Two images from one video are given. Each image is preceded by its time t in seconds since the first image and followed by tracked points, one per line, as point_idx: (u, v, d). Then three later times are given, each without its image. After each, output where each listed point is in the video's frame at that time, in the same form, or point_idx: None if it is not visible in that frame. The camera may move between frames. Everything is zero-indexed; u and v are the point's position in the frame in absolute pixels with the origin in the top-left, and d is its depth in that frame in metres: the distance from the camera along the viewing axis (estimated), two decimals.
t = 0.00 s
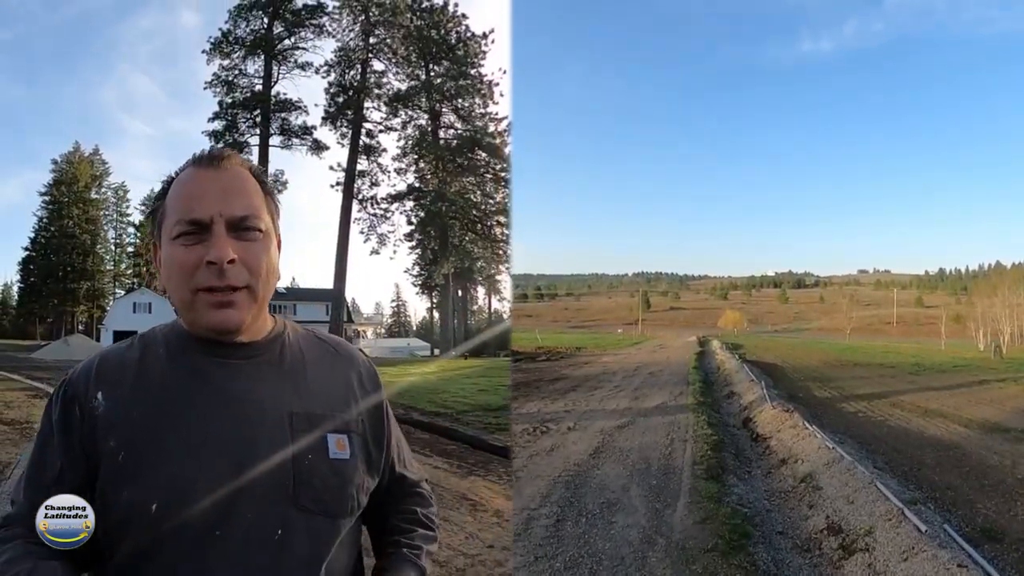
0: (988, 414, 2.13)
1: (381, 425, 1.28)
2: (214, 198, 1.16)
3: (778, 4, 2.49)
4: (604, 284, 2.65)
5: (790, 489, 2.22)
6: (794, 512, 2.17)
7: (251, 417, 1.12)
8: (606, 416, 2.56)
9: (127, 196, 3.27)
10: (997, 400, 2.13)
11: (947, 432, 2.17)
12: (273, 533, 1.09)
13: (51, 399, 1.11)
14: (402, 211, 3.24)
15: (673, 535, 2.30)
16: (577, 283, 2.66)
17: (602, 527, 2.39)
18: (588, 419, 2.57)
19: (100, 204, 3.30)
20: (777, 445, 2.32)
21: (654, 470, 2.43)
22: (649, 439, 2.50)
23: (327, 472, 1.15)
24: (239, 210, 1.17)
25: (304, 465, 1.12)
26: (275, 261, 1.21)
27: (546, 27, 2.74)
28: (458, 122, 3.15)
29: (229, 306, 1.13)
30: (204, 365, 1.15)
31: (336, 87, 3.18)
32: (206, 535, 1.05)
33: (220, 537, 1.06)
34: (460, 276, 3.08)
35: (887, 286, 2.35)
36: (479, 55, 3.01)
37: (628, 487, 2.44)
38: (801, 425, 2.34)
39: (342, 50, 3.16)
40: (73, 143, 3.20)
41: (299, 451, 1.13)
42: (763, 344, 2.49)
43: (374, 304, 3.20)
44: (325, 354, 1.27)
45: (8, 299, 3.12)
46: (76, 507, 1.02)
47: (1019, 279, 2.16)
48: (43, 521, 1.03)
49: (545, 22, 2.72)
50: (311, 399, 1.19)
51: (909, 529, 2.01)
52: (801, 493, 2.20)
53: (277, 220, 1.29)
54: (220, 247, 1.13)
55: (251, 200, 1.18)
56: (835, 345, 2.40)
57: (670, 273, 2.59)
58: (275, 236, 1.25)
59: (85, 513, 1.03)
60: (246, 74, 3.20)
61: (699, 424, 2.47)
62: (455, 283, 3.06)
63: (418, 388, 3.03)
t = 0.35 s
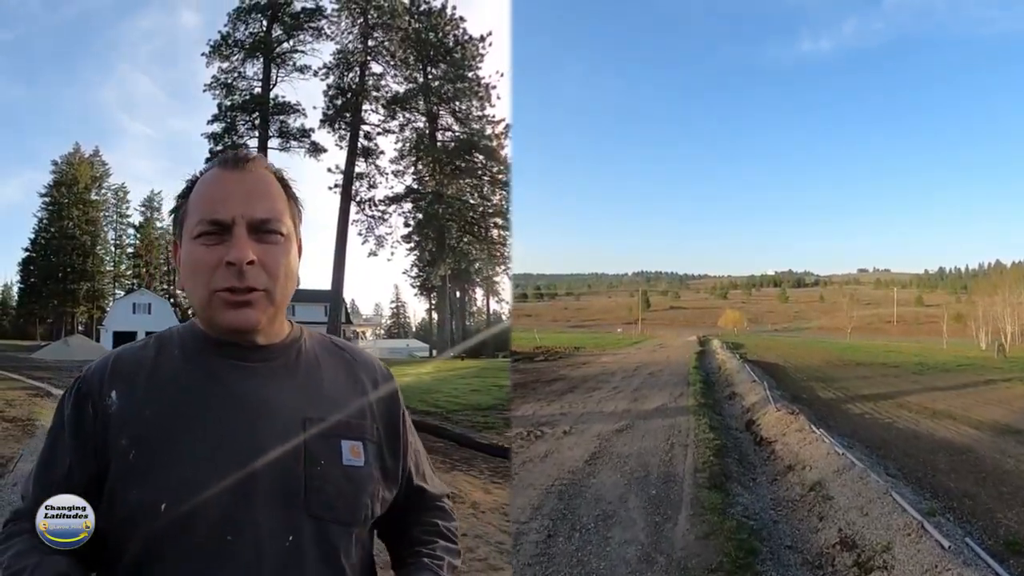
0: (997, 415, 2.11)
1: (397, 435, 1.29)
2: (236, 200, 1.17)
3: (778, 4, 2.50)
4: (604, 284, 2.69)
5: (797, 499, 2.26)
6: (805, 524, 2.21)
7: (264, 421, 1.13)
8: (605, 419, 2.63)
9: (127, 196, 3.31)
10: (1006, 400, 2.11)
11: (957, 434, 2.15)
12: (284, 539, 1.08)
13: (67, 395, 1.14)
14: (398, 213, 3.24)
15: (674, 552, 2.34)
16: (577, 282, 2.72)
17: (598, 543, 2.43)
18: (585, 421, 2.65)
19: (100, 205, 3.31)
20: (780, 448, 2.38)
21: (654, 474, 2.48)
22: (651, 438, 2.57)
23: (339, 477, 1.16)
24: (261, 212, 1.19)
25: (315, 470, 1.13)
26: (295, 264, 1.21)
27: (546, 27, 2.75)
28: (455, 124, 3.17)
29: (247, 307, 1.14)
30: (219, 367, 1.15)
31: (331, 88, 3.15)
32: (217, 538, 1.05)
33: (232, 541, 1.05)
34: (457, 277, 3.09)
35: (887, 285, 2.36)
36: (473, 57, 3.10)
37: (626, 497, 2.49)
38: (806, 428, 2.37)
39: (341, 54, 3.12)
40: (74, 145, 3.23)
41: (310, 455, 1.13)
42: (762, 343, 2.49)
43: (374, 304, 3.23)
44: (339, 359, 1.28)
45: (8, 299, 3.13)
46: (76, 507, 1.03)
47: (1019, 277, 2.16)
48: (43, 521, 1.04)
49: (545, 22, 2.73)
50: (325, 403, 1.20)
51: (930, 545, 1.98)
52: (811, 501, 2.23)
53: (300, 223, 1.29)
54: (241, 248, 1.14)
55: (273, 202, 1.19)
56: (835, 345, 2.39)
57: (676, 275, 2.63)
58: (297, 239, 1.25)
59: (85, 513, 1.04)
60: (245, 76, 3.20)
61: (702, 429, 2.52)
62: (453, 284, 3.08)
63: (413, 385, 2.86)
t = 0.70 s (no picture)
0: (1005, 418, 2.15)
1: (391, 418, 1.27)
2: (232, 201, 1.17)
3: (778, 4, 2.51)
4: (604, 283, 2.58)
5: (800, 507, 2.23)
6: (812, 541, 2.17)
7: (264, 417, 1.13)
8: (601, 425, 2.50)
9: (127, 196, 3.32)
10: (1013, 402, 2.16)
11: (970, 441, 2.18)
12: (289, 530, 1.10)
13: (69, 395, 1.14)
14: (397, 215, 3.26)
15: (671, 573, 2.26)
16: (577, 282, 2.59)
17: (590, 565, 2.33)
18: (579, 428, 2.51)
19: (100, 206, 3.31)
20: (781, 453, 2.34)
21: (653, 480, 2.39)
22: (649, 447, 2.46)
23: (341, 470, 1.15)
24: (257, 214, 1.18)
25: (316, 463, 1.13)
26: (291, 265, 1.21)
27: (546, 27, 2.74)
28: (453, 126, 3.19)
29: (244, 307, 1.14)
30: (218, 365, 1.15)
31: (331, 92, 3.16)
32: (224, 533, 1.07)
33: (240, 535, 1.07)
34: (456, 278, 3.17)
35: (886, 284, 2.39)
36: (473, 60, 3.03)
37: (620, 514, 2.37)
38: (813, 437, 2.33)
39: (337, 57, 3.14)
40: (74, 146, 3.23)
41: (311, 449, 1.13)
42: (766, 347, 2.44)
43: (373, 304, 3.26)
44: (337, 354, 1.27)
45: (8, 300, 3.13)
46: (76, 507, 1.05)
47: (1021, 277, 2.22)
48: (42, 521, 1.05)
49: (545, 22, 2.72)
50: (324, 397, 1.19)
51: (952, 567, 1.99)
52: (819, 510, 2.20)
53: (295, 224, 1.29)
54: (239, 249, 1.14)
55: (269, 204, 1.19)
56: (839, 345, 2.39)
57: (672, 275, 2.55)
58: (292, 239, 1.25)
59: (85, 513, 1.05)
60: (245, 79, 3.22)
61: (703, 435, 2.43)
62: (450, 287, 3.15)
63: (411, 386, 3.02)
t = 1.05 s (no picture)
0: (1010, 421, 2.27)
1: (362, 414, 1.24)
2: (200, 204, 1.16)
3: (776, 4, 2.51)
4: (604, 281, 2.52)
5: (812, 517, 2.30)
6: (821, 554, 2.25)
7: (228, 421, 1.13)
8: (594, 429, 2.46)
9: (126, 197, 3.30)
10: (1015, 403, 2.28)
11: (981, 445, 2.27)
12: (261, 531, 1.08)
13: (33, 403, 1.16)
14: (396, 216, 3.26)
15: None
16: (577, 280, 2.53)
17: None
18: (570, 432, 2.49)
19: (100, 207, 3.32)
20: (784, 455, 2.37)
21: (649, 481, 2.38)
22: (648, 452, 2.40)
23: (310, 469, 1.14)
24: (226, 218, 1.17)
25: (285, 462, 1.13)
26: (261, 269, 1.20)
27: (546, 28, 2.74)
28: (451, 128, 3.20)
29: (213, 313, 1.12)
30: (182, 370, 1.15)
31: (331, 92, 3.18)
32: (189, 538, 1.05)
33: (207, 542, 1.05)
34: (454, 278, 3.16)
35: (889, 284, 2.39)
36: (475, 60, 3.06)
37: (609, 528, 2.35)
38: (819, 441, 2.37)
39: (337, 58, 3.17)
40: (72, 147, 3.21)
41: (278, 450, 1.14)
42: (768, 348, 2.41)
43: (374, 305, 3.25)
44: (305, 355, 1.26)
45: (8, 301, 3.14)
46: (77, 507, 1.06)
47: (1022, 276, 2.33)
48: (42, 521, 1.07)
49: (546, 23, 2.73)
50: (291, 399, 1.19)
51: None
52: (833, 522, 2.28)
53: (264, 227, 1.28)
54: (207, 254, 1.12)
55: (238, 208, 1.18)
56: (841, 344, 2.39)
57: (675, 271, 2.49)
58: (261, 243, 1.24)
59: (85, 513, 1.06)
60: (245, 81, 3.22)
61: (701, 440, 2.40)
62: (448, 287, 3.16)
63: (403, 384, 2.97)
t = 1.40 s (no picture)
0: (1018, 424, 2.24)
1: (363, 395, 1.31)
2: (218, 182, 1.17)
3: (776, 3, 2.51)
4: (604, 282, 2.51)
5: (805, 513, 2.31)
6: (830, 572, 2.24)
7: (240, 392, 1.15)
8: (585, 434, 2.48)
9: (127, 198, 3.31)
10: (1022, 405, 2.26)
11: (993, 451, 2.24)
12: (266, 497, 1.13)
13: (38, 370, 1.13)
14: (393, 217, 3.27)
15: None
16: (578, 280, 2.52)
17: None
18: (560, 437, 2.50)
19: (100, 207, 3.32)
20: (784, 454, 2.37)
21: (649, 481, 2.38)
22: (648, 453, 2.41)
23: (316, 442, 1.19)
24: (242, 197, 1.19)
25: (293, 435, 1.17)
26: (272, 247, 1.23)
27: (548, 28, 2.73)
28: (449, 129, 3.17)
29: (228, 288, 1.15)
30: (194, 341, 1.16)
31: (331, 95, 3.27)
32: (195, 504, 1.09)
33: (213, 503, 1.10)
34: (452, 279, 3.13)
35: (890, 286, 2.39)
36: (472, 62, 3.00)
37: (596, 548, 2.34)
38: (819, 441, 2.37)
39: (337, 58, 3.20)
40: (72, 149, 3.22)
41: (287, 422, 1.17)
42: (767, 348, 2.42)
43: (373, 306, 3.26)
44: (310, 332, 1.30)
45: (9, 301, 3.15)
46: (77, 507, 1.05)
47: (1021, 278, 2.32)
48: (42, 521, 1.04)
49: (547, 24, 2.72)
50: (297, 372, 1.22)
51: None
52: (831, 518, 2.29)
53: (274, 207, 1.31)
54: (224, 231, 1.15)
55: (254, 188, 1.20)
56: (841, 344, 2.39)
57: (675, 272, 2.49)
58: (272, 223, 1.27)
59: (86, 513, 1.06)
60: (243, 83, 3.24)
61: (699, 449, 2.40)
62: (445, 288, 3.13)
63: (399, 383, 3.01)
